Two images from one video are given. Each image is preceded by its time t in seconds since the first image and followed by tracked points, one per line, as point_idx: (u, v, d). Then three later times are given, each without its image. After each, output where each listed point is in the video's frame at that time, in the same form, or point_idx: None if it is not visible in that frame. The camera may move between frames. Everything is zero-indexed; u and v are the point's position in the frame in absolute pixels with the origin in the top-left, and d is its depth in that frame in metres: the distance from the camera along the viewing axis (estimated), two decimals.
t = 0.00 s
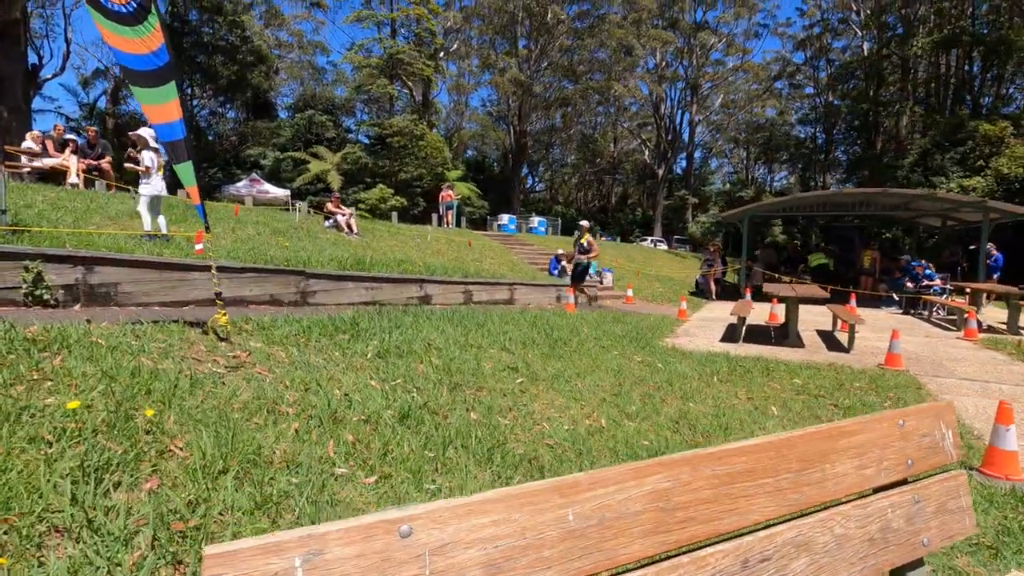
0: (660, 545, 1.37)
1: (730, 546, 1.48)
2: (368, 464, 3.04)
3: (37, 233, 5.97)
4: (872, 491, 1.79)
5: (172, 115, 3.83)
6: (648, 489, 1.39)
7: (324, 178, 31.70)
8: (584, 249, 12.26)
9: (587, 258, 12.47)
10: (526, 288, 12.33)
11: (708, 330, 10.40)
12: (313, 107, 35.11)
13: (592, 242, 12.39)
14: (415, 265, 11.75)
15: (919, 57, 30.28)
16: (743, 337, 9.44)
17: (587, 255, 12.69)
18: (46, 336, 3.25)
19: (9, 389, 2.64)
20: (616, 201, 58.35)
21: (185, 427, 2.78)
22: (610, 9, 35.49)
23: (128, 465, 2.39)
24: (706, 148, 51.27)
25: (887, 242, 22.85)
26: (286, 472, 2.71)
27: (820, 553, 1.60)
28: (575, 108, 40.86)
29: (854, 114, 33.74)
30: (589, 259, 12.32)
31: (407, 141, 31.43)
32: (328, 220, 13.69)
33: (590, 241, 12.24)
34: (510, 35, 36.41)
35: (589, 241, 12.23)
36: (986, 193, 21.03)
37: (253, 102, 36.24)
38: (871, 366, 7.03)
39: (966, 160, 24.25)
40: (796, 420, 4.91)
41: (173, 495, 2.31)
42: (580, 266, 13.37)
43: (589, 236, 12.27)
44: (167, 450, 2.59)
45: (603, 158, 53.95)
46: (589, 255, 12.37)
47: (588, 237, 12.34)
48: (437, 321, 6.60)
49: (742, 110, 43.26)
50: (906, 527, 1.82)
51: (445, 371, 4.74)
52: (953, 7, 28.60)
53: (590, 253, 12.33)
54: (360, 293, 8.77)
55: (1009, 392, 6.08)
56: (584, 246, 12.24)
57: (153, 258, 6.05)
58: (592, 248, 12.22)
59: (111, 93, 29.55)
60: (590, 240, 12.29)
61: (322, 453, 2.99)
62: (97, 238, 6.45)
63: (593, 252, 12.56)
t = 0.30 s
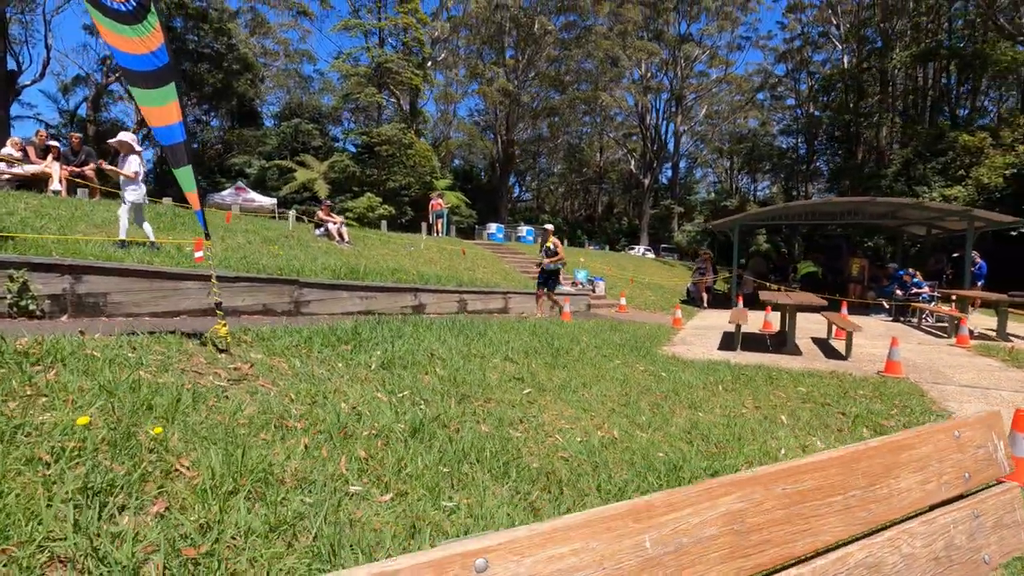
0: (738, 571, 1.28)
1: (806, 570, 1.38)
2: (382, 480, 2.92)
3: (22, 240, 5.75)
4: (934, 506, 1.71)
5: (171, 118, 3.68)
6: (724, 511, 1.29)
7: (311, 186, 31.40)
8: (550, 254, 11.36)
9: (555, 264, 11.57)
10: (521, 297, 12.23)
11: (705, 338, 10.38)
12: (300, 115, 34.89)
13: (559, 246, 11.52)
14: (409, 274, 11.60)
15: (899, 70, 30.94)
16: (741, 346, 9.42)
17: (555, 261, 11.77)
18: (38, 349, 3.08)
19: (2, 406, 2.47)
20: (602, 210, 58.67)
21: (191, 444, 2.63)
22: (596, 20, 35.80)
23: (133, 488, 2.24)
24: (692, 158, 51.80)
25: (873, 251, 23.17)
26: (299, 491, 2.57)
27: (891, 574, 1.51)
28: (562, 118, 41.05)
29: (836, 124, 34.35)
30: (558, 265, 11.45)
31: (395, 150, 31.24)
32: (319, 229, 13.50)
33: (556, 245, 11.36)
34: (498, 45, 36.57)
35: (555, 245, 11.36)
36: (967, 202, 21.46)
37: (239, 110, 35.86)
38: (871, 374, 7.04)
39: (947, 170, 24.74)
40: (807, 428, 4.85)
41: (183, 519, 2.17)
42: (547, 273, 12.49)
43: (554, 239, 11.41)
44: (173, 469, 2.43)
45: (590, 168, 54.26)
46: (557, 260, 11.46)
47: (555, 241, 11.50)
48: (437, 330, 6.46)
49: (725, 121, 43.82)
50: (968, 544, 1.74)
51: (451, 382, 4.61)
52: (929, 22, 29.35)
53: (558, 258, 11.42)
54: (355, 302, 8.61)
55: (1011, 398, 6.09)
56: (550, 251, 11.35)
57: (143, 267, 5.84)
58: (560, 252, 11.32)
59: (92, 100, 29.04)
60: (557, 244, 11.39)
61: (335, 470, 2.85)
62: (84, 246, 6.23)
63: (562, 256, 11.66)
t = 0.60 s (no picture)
0: None
1: None
2: (408, 493, 2.85)
3: (22, 246, 5.62)
4: (997, 523, 1.66)
5: (183, 122, 3.60)
6: (805, 533, 1.25)
7: (305, 189, 31.20)
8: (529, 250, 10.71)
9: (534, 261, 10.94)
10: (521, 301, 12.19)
11: (708, 342, 10.35)
12: (293, 118, 34.79)
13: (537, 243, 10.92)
14: (409, 278, 11.53)
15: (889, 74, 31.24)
16: (744, 349, 9.40)
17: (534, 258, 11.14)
18: (50, 360, 2.98)
19: (19, 421, 2.38)
20: (595, 213, 58.84)
21: (213, 458, 2.56)
22: (589, 24, 35.88)
23: (157, 506, 2.16)
24: (684, 161, 52.06)
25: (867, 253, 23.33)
26: (325, 507, 2.49)
27: None
28: (555, 122, 41.05)
29: (827, 128, 34.57)
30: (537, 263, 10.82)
31: (389, 152, 31.07)
32: (317, 233, 13.37)
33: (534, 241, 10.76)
34: (491, 48, 36.60)
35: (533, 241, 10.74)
36: (959, 205, 21.70)
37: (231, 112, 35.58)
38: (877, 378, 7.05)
39: (939, 174, 24.99)
40: (822, 434, 4.82)
41: (211, 539, 2.08)
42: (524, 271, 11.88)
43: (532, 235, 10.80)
44: (196, 486, 2.35)
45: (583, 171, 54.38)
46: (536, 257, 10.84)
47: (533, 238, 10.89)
48: (444, 335, 6.39)
49: (716, 124, 44.07)
50: None
51: (465, 390, 4.54)
52: (919, 27, 29.62)
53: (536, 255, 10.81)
54: (356, 307, 8.51)
55: (1015, 401, 6.14)
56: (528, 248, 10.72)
57: (146, 272, 5.73)
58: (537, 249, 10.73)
59: (82, 102, 28.68)
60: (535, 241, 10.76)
61: (359, 482, 2.78)
62: (84, 252, 6.10)
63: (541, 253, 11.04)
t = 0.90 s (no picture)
0: None
1: None
2: (445, 507, 2.79)
3: (44, 252, 5.60)
4: None
5: (212, 128, 3.57)
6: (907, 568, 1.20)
7: (315, 192, 31.28)
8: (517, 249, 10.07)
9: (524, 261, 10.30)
10: (535, 304, 12.13)
11: (726, 346, 10.21)
12: (302, 121, 34.98)
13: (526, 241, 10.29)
14: (423, 281, 11.48)
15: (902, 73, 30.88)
16: (764, 353, 9.25)
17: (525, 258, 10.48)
18: (82, 369, 2.94)
19: (58, 433, 2.35)
20: (602, 215, 58.67)
21: (250, 471, 2.51)
22: (597, 25, 35.73)
23: (199, 522, 2.11)
24: (692, 163, 51.81)
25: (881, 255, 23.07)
26: (365, 522, 2.43)
27: None
28: (563, 123, 40.92)
29: (838, 128, 34.22)
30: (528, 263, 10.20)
31: (398, 154, 31.08)
32: (329, 235, 13.35)
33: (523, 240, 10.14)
34: (499, 49, 36.54)
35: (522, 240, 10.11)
36: (976, 206, 21.41)
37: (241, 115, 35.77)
38: (905, 384, 6.91)
39: (955, 174, 24.68)
40: (855, 442, 4.71)
41: (254, 558, 2.03)
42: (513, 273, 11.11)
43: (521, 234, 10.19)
44: (235, 500, 2.30)
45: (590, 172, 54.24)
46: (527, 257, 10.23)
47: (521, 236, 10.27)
48: (464, 340, 6.32)
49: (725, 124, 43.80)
50: None
51: (490, 398, 4.48)
52: (932, 25, 29.27)
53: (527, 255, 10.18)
54: (372, 311, 8.46)
55: None
56: (517, 247, 10.08)
57: (166, 277, 5.70)
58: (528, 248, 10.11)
59: (94, 106, 28.89)
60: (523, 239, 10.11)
61: (396, 496, 2.72)
62: (104, 257, 6.07)
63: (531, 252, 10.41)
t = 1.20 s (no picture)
0: None
1: None
2: (493, 523, 2.70)
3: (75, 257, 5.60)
4: None
5: (250, 132, 3.49)
6: None
7: (330, 195, 31.43)
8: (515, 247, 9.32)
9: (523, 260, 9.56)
10: (554, 308, 12.04)
11: (751, 352, 10.03)
12: (317, 124, 35.22)
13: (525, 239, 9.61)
14: (443, 286, 11.43)
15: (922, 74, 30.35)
16: (792, 360, 9.06)
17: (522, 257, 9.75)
18: (122, 380, 2.88)
19: (105, 448, 2.28)
20: (614, 217, 58.38)
21: (298, 487, 2.44)
22: (610, 27, 35.53)
23: (252, 542, 2.04)
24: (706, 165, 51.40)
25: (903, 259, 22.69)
26: (416, 541, 2.34)
27: None
28: (576, 126, 40.74)
29: (855, 129, 33.74)
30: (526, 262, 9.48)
31: (413, 158, 31.14)
32: (349, 239, 13.34)
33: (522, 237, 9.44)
34: (511, 52, 36.48)
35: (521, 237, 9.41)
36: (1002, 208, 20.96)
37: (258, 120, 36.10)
38: (942, 393, 6.72)
39: (979, 176, 24.18)
40: (902, 455, 4.55)
41: None
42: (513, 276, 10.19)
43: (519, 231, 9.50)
44: (286, 518, 2.23)
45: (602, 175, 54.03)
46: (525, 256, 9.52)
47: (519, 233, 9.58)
48: (491, 346, 6.25)
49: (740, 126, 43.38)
50: None
51: (525, 407, 4.39)
52: (953, 25, 28.76)
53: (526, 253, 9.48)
54: (395, 315, 8.43)
55: None
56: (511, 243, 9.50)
57: (195, 282, 5.69)
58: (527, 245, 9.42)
59: (113, 111, 29.25)
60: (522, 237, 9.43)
61: (444, 512, 2.64)
62: (135, 263, 6.07)
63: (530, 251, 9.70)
